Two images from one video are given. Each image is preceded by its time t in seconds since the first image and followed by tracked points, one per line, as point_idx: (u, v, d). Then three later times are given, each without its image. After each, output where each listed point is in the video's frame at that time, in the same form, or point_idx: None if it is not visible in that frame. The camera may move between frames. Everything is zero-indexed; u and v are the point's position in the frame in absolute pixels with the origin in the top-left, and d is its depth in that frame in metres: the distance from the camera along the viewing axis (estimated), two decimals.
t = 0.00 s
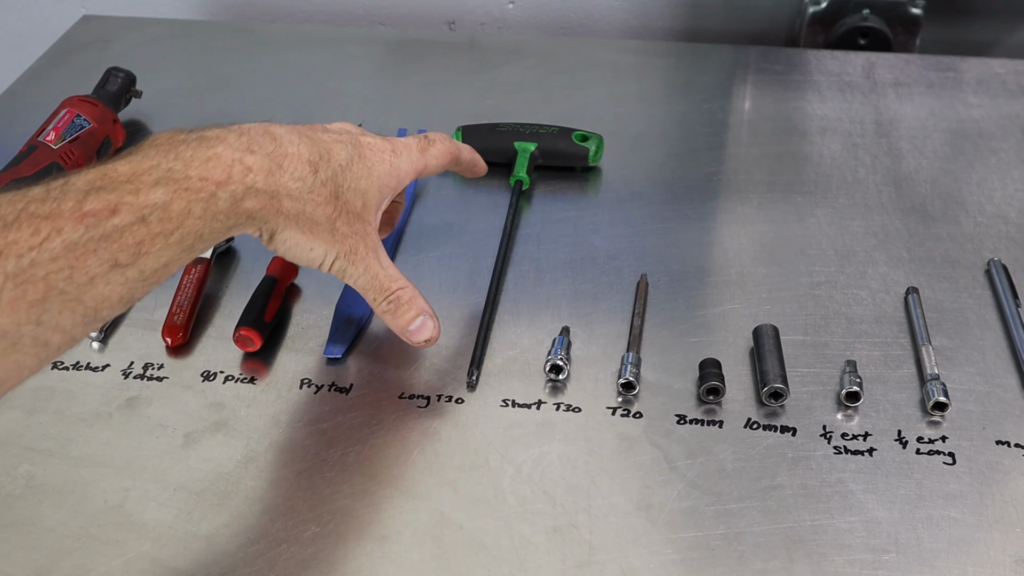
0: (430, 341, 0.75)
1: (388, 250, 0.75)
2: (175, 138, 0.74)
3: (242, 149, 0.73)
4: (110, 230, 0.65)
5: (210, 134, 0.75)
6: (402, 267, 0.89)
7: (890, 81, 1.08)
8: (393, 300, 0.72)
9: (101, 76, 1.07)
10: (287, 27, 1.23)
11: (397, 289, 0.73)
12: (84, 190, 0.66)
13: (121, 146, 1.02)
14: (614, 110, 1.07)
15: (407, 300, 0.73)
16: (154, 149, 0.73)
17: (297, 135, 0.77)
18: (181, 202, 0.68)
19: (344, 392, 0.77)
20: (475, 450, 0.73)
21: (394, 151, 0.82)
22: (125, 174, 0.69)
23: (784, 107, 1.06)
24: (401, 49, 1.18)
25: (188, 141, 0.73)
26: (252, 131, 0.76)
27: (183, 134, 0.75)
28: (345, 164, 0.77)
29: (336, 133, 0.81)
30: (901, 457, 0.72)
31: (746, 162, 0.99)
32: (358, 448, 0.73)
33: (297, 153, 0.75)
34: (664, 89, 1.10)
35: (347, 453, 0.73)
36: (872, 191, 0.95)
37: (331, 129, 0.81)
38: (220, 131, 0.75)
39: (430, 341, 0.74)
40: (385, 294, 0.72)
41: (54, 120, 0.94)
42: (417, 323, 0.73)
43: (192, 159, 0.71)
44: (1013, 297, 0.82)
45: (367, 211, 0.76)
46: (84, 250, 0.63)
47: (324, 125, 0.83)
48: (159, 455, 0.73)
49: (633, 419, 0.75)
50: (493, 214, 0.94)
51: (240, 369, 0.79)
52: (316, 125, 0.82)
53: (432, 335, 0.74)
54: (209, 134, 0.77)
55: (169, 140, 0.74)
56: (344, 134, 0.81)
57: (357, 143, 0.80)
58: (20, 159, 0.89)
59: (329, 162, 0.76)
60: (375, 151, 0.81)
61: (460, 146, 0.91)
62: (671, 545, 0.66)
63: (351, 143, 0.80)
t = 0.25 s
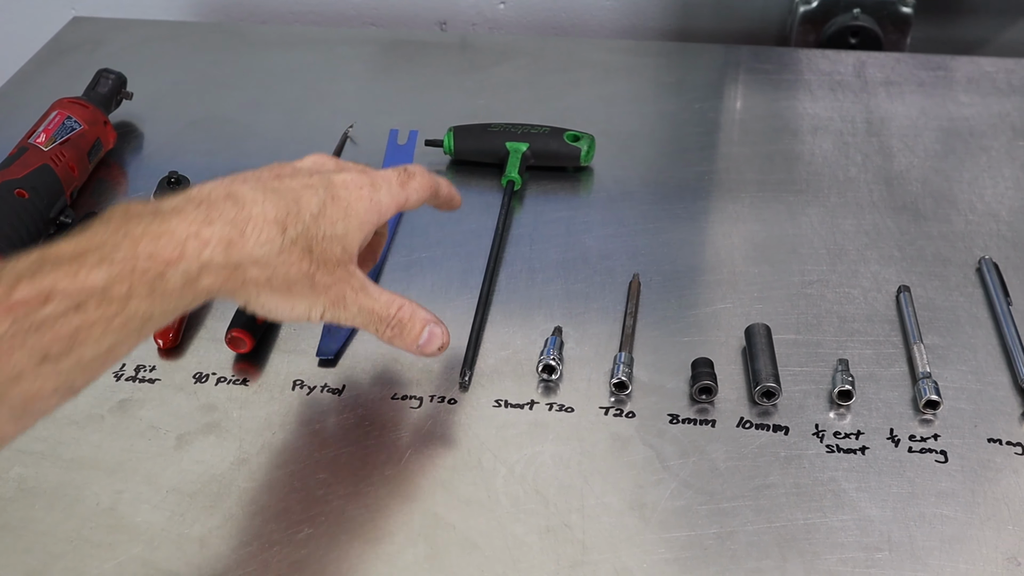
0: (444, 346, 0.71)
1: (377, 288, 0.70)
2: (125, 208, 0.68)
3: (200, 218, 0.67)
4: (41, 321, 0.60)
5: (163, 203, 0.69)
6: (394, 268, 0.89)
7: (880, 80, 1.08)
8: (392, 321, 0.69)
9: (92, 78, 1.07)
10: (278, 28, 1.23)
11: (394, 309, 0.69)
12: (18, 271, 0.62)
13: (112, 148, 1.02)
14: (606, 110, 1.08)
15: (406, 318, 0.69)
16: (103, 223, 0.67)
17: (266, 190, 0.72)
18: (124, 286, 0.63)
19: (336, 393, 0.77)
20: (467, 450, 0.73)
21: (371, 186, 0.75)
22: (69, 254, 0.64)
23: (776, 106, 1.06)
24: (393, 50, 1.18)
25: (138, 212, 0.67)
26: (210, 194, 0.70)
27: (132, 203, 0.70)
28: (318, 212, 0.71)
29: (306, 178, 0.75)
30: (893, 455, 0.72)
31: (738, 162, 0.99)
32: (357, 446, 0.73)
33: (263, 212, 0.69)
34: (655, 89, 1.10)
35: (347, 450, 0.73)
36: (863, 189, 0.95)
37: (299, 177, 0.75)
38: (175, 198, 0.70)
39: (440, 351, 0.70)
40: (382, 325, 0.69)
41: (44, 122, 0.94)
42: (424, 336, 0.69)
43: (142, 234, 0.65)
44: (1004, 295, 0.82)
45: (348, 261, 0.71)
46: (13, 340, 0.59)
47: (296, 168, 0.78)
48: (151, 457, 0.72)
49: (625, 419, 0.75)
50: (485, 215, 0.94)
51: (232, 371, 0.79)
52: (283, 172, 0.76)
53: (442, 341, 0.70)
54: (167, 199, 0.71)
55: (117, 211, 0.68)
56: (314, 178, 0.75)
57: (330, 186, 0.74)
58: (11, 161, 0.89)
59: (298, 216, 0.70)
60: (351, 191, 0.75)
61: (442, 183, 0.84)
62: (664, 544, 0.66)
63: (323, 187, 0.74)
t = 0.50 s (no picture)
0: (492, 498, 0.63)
1: (399, 466, 0.62)
2: (95, 422, 0.62)
3: (172, 441, 0.60)
4: None
5: (136, 415, 0.62)
6: (388, 269, 0.89)
7: (873, 79, 1.08)
8: (428, 498, 0.61)
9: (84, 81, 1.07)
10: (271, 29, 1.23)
11: (428, 478, 0.61)
12: None
13: (105, 150, 1.02)
14: (599, 110, 1.08)
15: (442, 485, 0.61)
16: (70, 443, 0.61)
17: (259, 374, 0.63)
18: (65, 527, 0.58)
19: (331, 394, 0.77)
20: (462, 451, 0.73)
21: (379, 369, 0.64)
22: (19, 478, 0.60)
23: (769, 106, 1.06)
24: (386, 51, 1.18)
25: (105, 429, 0.61)
26: (189, 398, 0.62)
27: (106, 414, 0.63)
28: (313, 408, 0.62)
29: (305, 356, 0.65)
30: (887, 454, 0.72)
31: (732, 162, 0.99)
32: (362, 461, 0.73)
33: (252, 413, 0.61)
34: (649, 89, 1.10)
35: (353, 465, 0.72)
36: (856, 188, 0.95)
37: (296, 351, 0.66)
38: (152, 407, 0.63)
39: (491, 503, 0.63)
40: (417, 501, 0.61)
41: (36, 124, 0.93)
42: (471, 495, 0.61)
43: (95, 462, 0.59)
44: (997, 294, 0.82)
45: (356, 459, 0.62)
46: None
47: (295, 343, 0.67)
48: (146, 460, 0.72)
49: (620, 419, 0.75)
50: (479, 215, 0.94)
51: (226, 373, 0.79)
52: (281, 343, 0.67)
53: (491, 492, 0.62)
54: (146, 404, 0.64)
55: (87, 425, 0.62)
56: (312, 361, 0.64)
57: (331, 371, 0.64)
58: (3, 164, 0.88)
59: (291, 415, 0.61)
60: (354, 374, 0.64)
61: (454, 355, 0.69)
62: (659, 544, 0.66)
63: (320, 379, 0.63)
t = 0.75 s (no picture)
0: (556, 546, 0.62)
1: (457, 532, 0.61)
2: (149, 512, 0.59)
3: (233, 539, 0.57)
4: None
5: (192, 509, 0.59)
6: (384, 270, 0.88)
7: (867, 79, 1.09)
8: (492, 557, 0.60)
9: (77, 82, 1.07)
10: (265, 30, 1.23)
11: (488, 540, 0.60)
12: None
13: (99, 152, 1.01)
14: (594, 111, 1.08)
15: (502, 545, 0.60)
16: (124, 534, 0.57)
17: (316, 466, 0.62)
18: None
19: (326, 395, 0.77)
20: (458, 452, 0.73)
21: (434, 444, 0.64)
22: None
23: (764, 106, 1.06)
24: (380, 52, 1.18)
25: (163, 524, 0.58)
26: (246, 494, 0.60)
27: (158, 504, 0.60)
28: (372, 493, 0.61)
29: (359, 438, 0.64)
30: (882, 453, 0.72)
31: (727, 162, 0.99)
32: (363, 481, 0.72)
33: (314, 504, 0.59)
34: (643, 90, 1.10)
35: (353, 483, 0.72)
36: (851, 188, 0.96)
37: (347, 433, 0.65)
38: (208, 502, 0.60)
39: (553, 550, 0.61)
40: (482, 566, 0.60)
41: (30, 126, 0.93)
42: (533, 545, 0.60)
43: (157, 562, 0.55)
44: (991, 293, 0.82)
45: (416, 537, 0.61)
46: None
47: (343, 421, 0.66)
48: (141, 462, 0.72)
49: (615, 419, 0.75)
50: (474, 216, 0.94)
51: (221, 375, 0.79)
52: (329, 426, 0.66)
53: (553, 538, 0.61)
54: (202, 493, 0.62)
55: (141, 516, 0.59)
56: (366, 445, 0.64)
57: (387, 454, 0.63)
58: None
59: (352, 503, 0.60)
60: (408, 453, 0.64)
61: (494, 411, 0.70)
62: (656, 544, 0.66)
63: (376, 464, 0.63)
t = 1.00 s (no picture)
0: (582, 538, 0.65)
1: (486, 550, 0.62)
2: (192, 562, 0.61)
3: None
4: None
5: (234, 561, 0.61)
6: (382, 271, 0.88)
7: (864, 79, 1.09)
8: (523, 565, 0.62)
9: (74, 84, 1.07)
10: (263, 31, 1.23)
11: (519, 548, 0.62)
12: None
13: (96, 153, 1.01)
14: (591, 111, 1.08)
15: (533, 551, 0.62)
16: None
17: (347, 510, 0.63)
18: None
19: (325, 396, 0.77)
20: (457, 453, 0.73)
21: (459, 474, 0.65)
22: None
23: (761, 106, 1.06)
24: (378, 53, 1.18)
25: None
26: (284, 544, 0.61)
27: (200, 553, 0.62)
28: (404, 533, 0.62)
29: (386, 472, 0.65)
30: (881, 452, 0.72)
31: (725, 162, 0.99)
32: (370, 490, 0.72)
33: (349, 552, 0.61)
34: (641, 90, 1.10)
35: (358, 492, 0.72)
36: (849, 187, 0.96)
37: (374, 466, 0.65)
38: (248, 553, 0.62)
39: (580, 541, 0.64)
40: None
41: (27, 128, 0.93)
42: (561, 543, 0.63)
43: None
44: (989, 292, 0.82)
45: (448, 567, 0.62)
46: None
47: (369, 451, 0.67)
48: (140, 464, 0.72)
49: (614, 419, 0.75)
50: (472, 217, 0.94)
51: (219, 376, 0.79)
52: (355, 458, 0.66)
53: (579, 532, 0.64)
54: (239, 541, 0.64)
55: (185, 565, 0.61)
56: (394, 480, 0.64)
57: (414, 489, 0.64)
58: None
59: (385, 546, 0.61)
60: (435, 485, 0.64)
61: (508, 425, 0.72)
62: (655, 544, 0.66)
63: (406, 501, 0.63)
